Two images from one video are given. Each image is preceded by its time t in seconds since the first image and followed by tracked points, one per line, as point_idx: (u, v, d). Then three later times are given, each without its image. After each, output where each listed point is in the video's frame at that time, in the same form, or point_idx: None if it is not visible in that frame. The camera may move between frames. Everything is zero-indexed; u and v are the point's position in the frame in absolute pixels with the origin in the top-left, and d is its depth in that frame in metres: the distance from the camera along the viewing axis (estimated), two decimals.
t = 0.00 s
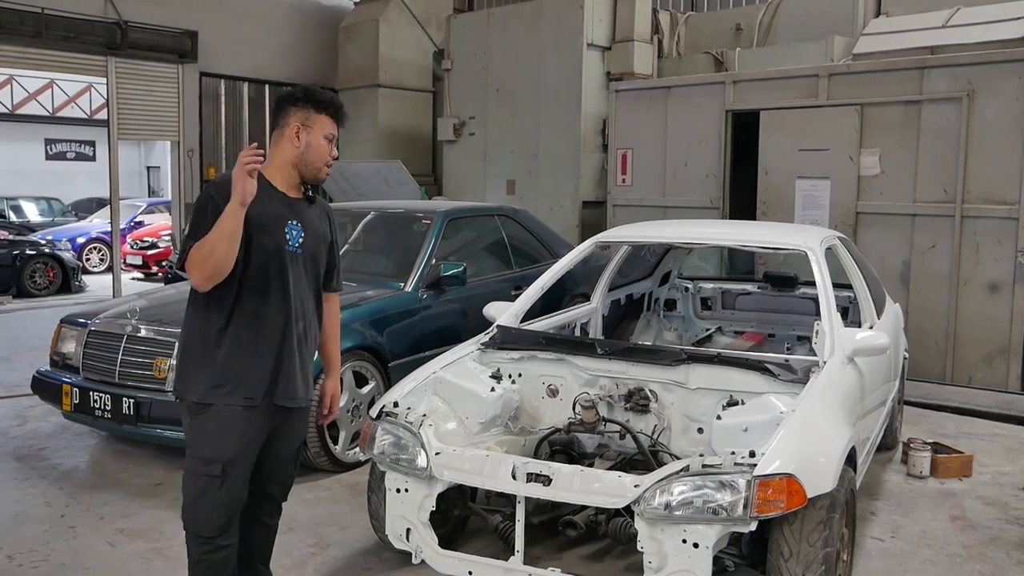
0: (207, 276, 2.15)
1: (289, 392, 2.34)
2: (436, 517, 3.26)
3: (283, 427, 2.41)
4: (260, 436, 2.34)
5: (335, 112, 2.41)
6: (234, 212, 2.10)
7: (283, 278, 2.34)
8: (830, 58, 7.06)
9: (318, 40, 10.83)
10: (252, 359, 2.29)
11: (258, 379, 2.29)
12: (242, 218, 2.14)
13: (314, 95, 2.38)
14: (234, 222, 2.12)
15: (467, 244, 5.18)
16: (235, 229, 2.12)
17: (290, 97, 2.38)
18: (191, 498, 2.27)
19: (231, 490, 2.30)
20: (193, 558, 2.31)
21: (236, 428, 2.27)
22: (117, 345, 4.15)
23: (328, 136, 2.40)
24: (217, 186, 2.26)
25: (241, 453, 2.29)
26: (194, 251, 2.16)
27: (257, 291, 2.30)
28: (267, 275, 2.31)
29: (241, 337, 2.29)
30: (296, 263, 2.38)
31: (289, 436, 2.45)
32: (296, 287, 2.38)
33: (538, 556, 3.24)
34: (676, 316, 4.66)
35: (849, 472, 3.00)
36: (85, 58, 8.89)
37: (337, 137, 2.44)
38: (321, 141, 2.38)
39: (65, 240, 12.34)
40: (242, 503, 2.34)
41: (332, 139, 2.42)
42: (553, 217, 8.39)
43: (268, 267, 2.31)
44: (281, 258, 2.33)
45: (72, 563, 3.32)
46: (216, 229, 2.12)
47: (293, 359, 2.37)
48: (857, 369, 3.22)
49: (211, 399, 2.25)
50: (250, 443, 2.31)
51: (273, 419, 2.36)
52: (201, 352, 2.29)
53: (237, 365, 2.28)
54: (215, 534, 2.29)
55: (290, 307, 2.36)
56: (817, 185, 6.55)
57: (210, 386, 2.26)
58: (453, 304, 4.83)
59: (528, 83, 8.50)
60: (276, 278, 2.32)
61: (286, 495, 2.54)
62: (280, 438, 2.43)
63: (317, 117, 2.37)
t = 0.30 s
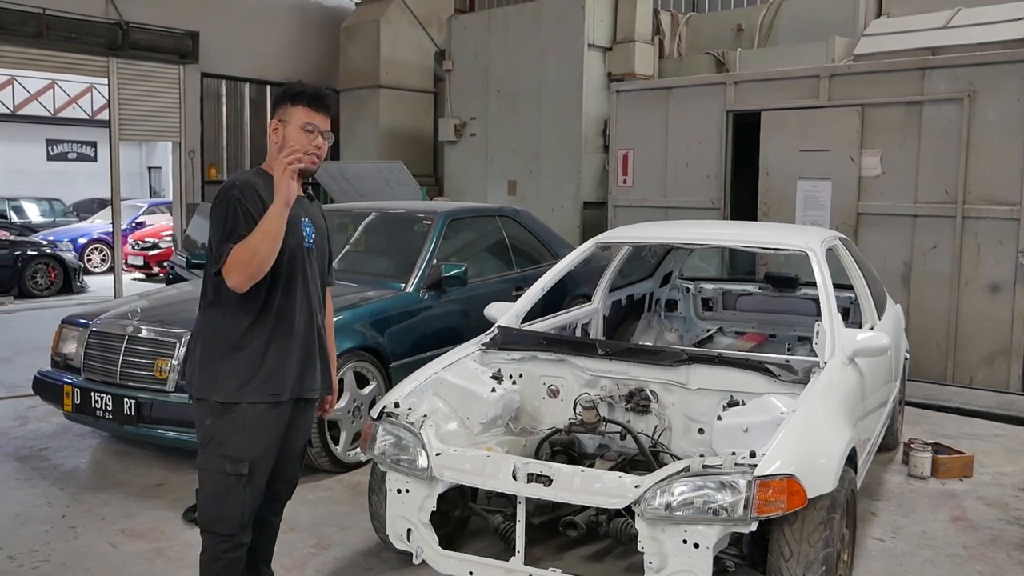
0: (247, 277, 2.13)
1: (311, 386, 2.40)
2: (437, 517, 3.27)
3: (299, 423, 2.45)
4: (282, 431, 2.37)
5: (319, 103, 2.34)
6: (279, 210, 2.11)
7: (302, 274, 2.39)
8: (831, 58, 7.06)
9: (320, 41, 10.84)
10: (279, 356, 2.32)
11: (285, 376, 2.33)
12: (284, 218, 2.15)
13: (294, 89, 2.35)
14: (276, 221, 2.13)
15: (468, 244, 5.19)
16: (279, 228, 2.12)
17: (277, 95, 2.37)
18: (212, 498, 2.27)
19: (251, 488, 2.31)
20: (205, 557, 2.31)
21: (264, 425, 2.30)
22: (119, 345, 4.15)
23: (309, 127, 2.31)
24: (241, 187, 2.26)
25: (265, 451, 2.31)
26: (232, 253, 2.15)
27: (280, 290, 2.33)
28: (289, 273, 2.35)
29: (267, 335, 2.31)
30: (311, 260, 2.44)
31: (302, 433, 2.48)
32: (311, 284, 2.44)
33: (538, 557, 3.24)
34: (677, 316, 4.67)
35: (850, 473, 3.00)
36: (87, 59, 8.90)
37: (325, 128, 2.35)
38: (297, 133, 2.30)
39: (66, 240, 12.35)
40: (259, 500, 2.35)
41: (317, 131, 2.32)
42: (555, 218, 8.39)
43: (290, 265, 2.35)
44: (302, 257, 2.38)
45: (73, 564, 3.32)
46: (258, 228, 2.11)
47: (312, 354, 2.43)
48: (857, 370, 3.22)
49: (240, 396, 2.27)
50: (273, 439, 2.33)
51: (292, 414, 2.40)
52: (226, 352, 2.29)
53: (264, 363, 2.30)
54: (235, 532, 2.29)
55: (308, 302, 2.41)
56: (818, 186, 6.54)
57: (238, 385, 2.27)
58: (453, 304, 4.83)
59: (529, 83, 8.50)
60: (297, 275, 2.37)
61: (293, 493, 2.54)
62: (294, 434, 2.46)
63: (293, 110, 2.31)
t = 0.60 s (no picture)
0: (253, 276, 2.13)
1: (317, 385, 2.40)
2: (438, 518, 3.27)
3: (302, 422, 2.45)
4: (286, 430, 2.37)
5: (311, 101, 2.34)
6: (282, 209, 2.11)
7: (306, 274, 2.38)
8: (832, 59, 7.05)
9: (321, 41, 10.84)
10: (283, 355, 2.33)
11: (289, 375, 2.34)
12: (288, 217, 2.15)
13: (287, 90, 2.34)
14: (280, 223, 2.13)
15: (469, 244, 5.19)
16: (283, 226, 2.12)
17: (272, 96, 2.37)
18: (216, 498, 2.27)
19: (256, 488, 2.31)
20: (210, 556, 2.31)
21: (268, 424, 2.30)
22: (119, 346, 4.16)
23: (301, 127, 2.31)
24: (244, 189, 2.26)
25: (269, 450, 2.31)
26: (236, 255, 2.15)
27: (285, 290, 2.34)
28: (294, 273, 2.35)
29: (272, 335, 2.32)
30: (315, 260, 2.43)
31: (305, 432, 2.48)
32: (315, 284, 2.44)
33: (539, 557, 3.24)
34: (678, 317, 4.67)
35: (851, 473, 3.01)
36: (88, 59, 8.91)
37: (318, 126, 2.34)
38: (290, 132, 2.30)
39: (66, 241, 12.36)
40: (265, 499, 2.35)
41: (309, 129, 2.32)
42: (555, 218, 8.39)
43: (295, 266, 2.35)
44: (305, 257, 2.38)
45: (74, 564, 3.32)
46: (261, 229, 2.11)
47: (316, 353, 2.43)
48: (858, 371, 3.23)
49: (245, 395, 2.27)
50: (276, 438, 2.33)
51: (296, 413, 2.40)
52: (230, 350, 2.29)
53: (269, 362, 2.31)
54: (241, 532, 2.28)
55: (312, 302, 2.41)
56: (819, 186, 6.54)
57: (242, 384, 2.28)
58: (454, 305, 4.83)
59: (530, 83, 8.51)
60: (300, 275, 2.37)
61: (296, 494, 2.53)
62: (298, 433, 2.45)
63: (283, 110, 2.31)
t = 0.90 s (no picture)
0: (232, 270, 2.13)
1: (312, 386, 2.37)
2: (438, 518, 3.27)
3: (300, 423, 2.43)
4: (281, 432, 2.35)
5: (320, 103, 2.33)
6: (260, 202, 2.11)
7: (300, 275, 2.36)
8: (832, 59, 7.05)
9: (321, 41, 10.84)
10: (273, 356, 2.31)
11: (280, 377, 2.31)
12: (267, 211, 2.15)
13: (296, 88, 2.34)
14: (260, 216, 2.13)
15: (470, 244, 5.19)
16: (261, 220, 2.12)
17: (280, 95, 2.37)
18: (211, 498, 2.27)
19: (252, 488, 2.31)
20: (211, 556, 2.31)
21: (259, 425, 2.29)
22: (120, 345, 4.16)
23: (308, 127, 2.31)
24: (231, 186, 2.27)
25: (263, 450, 2.30)
26: (216, 248, 2.16)
27: (275, 292, 2.31)
28: (285, 274, 2.33)
29: (262, 336, 2.31)
30: (311, 261, 2.39)
31: (303, 434, 2.45)
32: (312, 284, 2.40)
33: (539, 557, 3.24)
34: (679, 317, 4.67)
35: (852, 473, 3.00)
36: (88, 59, 8.91)
37: (325, 128, 2.34)
38: (297, 132, 2.30)
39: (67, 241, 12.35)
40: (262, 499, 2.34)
41: (317, 130, 2.32)
42: (556, 218, 8.39)
43: (286, 266, 2.32)
44: (299, 257, 2.35)
45: (74, 564, 3.32)
46: (241, 222, 2.12)
47: (313, 354, 2.39)
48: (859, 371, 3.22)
49: (234, 396, 2.27)
50: (270, 438, 2.32)
51: (292, 415, 2.39)
52: (221, 350, 2.29)
53: (260, 363, 2.30)
54: (237, 532, 2.28)
55: (307, 303, 2.37)
56: (819, 186, 6.54)
57: (232, 385, 2.27)
58: (454, 305, 4.82)
59: (530, 83, 8.51)
60: (292, 276, 2.34)
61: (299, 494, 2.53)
62: (294, 436, 2.44)
63: (292, 109, 2.30)
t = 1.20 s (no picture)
0: (222, 268, 2.13)
1: (302, 390, 2.33)
2: (438, 518, 3.27)
3: (294, 428, 2.39)
4: (274, 434, 2.33)
5: (328, 111, 2.32)
6: (248, 195, 2.12)
7: (292, 277, 2.33)
8: (833, 59, 7.04)
9: (322, 40, 10.84)
10: (262, 357, 2.29)
11: (269, 379, 2.29)
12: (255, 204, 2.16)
13: (304, 92, 2.33)
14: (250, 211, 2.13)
15: (470, 244, 5.19)
16: (250, 214, 2.13)
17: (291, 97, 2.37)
18: (205, 497, 2.28)
19: (245, 488, 2.29)
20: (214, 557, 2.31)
21: (247, 427, 2.27)
22: (120, 345, 4.16)
23: (311, 133, 2.31)
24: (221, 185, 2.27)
25: (255, 450, 2.30)
26: (205, 247, 2.16)
27: (265, 292, 2.30)
28: (274, 276, 2.30)
29: (252, 336, 2.30)
30: (304, 263, 2.36)
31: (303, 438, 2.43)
32: (306, 286, 2.37)
33: (540, 557, 3.23)
34: (679, 317, 4.67)
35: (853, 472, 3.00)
36: (88, 59, 8.90)
37: (328, 136, 2.34)
38: (300, 137, 2.31)
39: (67, 241, 12.37)
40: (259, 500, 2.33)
41: (319, 137, 2.32)
42: (556, 218, 8.38)
43: (274, 269, 2.30)
44: (290, 258, 2.32)
45: (74, 564, 3.32)
46: (230, 218, 2.12)
47: (306, 357, 2.36)
48: (859, 371, 3.22)
49: (222, 393, 2.27)
50: (261, 440, 2.30)
51: (286, 420, 2.36)
52: (213, 348, 2.30)
53: (248, 363, 2.29)
54: (230, 530, 2.28)
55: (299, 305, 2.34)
56: (820, 186, 6.53)
57: (221, 384, 2.28)
58: (454, 304, 4.82)
59: (530, 83, 8.51)
60: (283, 277, 2.32)
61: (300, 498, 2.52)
62: (294, 439, 2.41)
63: (299, 113, 2.30)
